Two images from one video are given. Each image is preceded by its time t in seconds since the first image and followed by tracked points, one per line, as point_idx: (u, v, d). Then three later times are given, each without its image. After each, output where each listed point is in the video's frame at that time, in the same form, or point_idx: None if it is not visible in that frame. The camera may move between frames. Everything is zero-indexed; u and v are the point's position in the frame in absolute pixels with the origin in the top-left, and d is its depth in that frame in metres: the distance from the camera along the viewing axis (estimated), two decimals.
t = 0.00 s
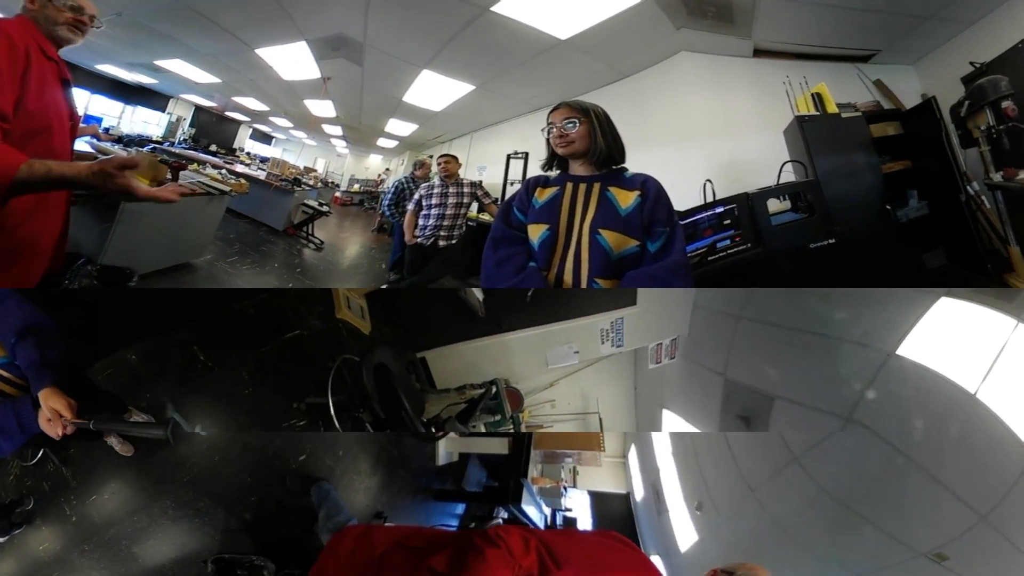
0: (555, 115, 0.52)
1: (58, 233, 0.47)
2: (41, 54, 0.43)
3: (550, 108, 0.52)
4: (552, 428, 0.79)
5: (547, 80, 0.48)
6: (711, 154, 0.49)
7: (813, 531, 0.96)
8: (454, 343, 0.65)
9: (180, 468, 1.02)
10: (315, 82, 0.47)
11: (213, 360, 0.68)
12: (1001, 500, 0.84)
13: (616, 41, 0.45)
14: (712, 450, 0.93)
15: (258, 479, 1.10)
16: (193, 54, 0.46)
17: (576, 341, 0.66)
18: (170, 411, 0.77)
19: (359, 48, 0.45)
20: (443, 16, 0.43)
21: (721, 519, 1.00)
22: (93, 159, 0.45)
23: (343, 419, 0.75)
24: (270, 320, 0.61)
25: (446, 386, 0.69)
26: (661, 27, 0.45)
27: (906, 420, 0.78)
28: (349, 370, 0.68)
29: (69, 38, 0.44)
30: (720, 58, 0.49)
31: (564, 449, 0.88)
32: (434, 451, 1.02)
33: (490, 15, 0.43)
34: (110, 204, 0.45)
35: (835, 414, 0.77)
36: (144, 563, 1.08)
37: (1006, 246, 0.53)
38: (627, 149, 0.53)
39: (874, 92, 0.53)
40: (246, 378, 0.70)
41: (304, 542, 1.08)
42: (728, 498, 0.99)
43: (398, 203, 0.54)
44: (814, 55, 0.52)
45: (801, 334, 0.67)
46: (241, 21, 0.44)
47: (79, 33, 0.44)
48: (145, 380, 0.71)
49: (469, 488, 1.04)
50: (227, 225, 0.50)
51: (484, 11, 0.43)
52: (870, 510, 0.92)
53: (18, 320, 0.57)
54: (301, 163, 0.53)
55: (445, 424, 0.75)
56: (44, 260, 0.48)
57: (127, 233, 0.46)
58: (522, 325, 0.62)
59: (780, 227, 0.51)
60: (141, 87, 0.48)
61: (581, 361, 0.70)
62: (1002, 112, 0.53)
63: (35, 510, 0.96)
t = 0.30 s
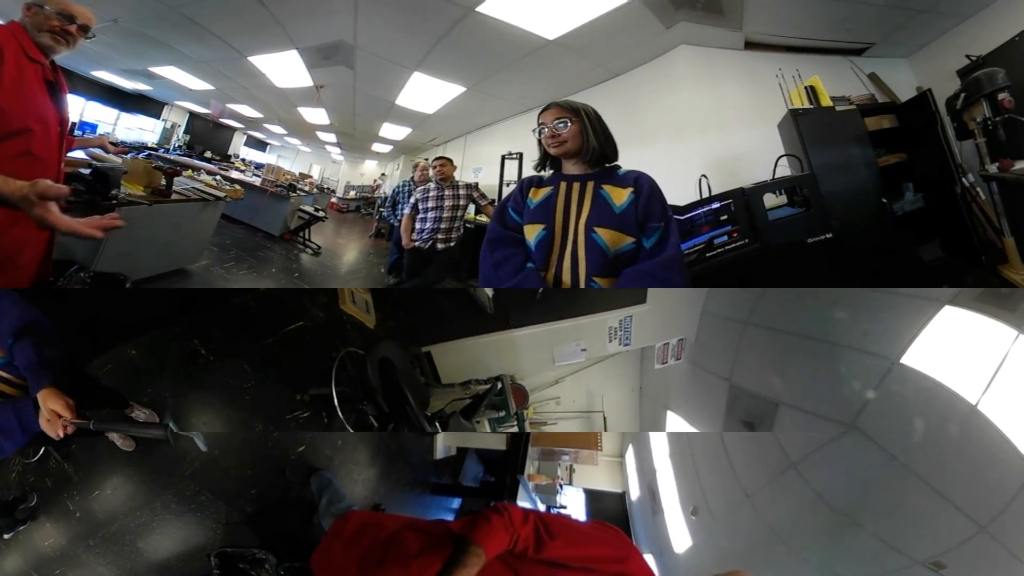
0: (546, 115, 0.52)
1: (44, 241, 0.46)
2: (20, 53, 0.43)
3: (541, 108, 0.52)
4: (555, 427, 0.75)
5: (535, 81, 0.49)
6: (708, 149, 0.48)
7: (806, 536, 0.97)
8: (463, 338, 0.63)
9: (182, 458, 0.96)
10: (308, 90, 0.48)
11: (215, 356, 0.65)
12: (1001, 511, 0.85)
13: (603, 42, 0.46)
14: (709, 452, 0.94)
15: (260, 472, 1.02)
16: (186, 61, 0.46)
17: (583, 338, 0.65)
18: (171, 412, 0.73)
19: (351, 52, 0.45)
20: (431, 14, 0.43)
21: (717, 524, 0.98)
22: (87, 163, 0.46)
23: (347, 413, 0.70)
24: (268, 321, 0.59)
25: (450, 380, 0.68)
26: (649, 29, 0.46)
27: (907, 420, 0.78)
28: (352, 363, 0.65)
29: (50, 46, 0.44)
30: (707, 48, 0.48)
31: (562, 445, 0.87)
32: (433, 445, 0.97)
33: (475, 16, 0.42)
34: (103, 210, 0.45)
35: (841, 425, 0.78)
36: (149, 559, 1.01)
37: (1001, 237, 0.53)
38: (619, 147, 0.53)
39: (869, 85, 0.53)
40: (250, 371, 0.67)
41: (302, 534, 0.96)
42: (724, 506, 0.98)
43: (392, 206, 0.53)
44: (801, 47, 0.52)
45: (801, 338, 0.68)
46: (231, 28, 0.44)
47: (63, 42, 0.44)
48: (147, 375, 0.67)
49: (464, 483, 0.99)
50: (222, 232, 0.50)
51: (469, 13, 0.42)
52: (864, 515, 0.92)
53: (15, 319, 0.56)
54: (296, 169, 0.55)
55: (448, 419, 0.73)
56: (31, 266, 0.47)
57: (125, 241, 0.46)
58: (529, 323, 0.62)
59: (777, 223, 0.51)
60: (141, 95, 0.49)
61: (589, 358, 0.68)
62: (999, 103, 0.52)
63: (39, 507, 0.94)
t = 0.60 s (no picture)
0: (540, 114, 0.52)
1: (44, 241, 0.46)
2: (22, 65, 0.42)
3: (535, 108, 0.52)
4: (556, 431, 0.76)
5: (534, 79, 0.49)
6: (709, 142, 0.48)
7: (803, 543, 0.95)
8: (469, 340, 0.65)
9: (180, 456, 0.91)
10: (308, 97, 0.48)
11: (217, 352, 0.66)
12: (1003, 518, 0.88)
13: (600, 39, 0.46)
14: (707, 464, 0.90)
15: (255, 467, 0.93)
16: (186, 68, 0.46)
17: (588, 345, 0.67)
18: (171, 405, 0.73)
19: (348, 57, 0.45)
20: (424, 15, 0.43)
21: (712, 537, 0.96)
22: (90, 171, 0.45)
23: (348, 414, 0.72)
24: (273, 316, 0.60)
25: (456, 383, 0.69)
26: (644, 26, 0.46)
27: (908, 420, 0.79)
28: (357, 363, 0.66)
29: (56, 61, 0.43)
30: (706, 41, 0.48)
31: (554, 451, 0.85)
32: (428, 446, 0.89)
33: (467, 16, 0.43)
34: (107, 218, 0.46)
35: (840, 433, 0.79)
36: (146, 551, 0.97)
37: (1003, 232, 0.52)
38: (614, 144, 0.53)
39: (872, 77, 0.52)
40: (252, 368, 0.68)
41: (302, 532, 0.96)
42: (719, 518, 0.95)
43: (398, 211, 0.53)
44: (807, 40, 0.51)
45: (797, 348, 0.70)
46: (230, 36, 0.44)
47: (69, 57, 0.43)
48: (146, 370, 0.68)
49: (458, 486, 0.95)
50: (226, 239, 0.50)
51: (461, 12, 0.42)
52: (865, 522, 0.91)
53: (14, 315, 0.57)
54: (299, 176, 0.53)
55: (451, 422, 0.74)
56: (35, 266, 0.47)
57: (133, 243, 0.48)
58: (536, 327, 0.62)
59: (780, 216, 0.51)
60: (142, 102, 0.49)
61: (593, 365, 0.69)
62: (1005, 94, 0.51)
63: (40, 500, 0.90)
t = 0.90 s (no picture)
0: (537, 116, 0.52)
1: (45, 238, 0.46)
2: (26, 71, 0.43)
3: (530, 111, 0.52)
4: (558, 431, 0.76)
5: (533, 78, 0.49)
6: (707, 142, 0.48)
7: (800, 544, 0.96)
8: (472, 338, 0.64)
9: (180, 455, 0.91)
10: (305, 100, 0.49)
11: (217, 351, 0.66)
12: (1006, 521, 0.88)
13: (598, 39, 0.45)
14: (709, 469, 0.91)
15: (253, 466, 0.94)
16: (185, 71, 0.47)
17: (591, 343, 0.66)
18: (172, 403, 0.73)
19: (347, 59, 0.45)
20: (419, 18, 0.43)
21: (710, 537, 0.97)
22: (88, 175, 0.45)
23: (349, 411, 0.72)
24: (274, 315, 0.60)
25: (455, 380, 0.69)
26: (643, 26, 0.45)
27: (908, 420, 0.79)
28: (356, 359, 0.66)
29: (55, 65, 0.43)
30: (707, 42, 0.48)
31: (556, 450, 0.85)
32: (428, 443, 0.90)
33: (463, 19, 0.42)
34: (106, 220, 0.46)
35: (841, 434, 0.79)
36: (149, 549, 0.98)
37: (1000, 229, 0.52)
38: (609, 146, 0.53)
39: (868, 76, 0.53)
40: (251, 366, 0.68)
41: (300, 529, 0.96)
42: (720, 518, 0.96)
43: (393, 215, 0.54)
44: (807, 37, 0.51)
45: (801, 349, 0.70)
46: (228, 38, 0.44)
47: (68, 61, 0.43)
48: (148, 369, 0.68)
49: (457, 483, 0.98)
50: (224, 240, 0.50)
51: (457, 14, 0.42)
52: (865, 523, 0.93)
53: (12, 316, 0.57)
54: (297, 178, 0.55)
55: (451, 420, 0.74)
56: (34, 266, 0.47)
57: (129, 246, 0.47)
58: (539, 324, 0.62)
59: (778, 217, 0.51)
60: (141, 104, 0.49)
61: (595, 363, 0.70)
62: (1003, 94, 0.51)
63: (42, 500, 0.90)
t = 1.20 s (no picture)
0: (541, 117, 0.53)
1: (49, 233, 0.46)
2: (28, 63, 0.43)
3: (536, 111, 0.53)
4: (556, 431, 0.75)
5: (538, 78, 0.48)
6: (709, 144, 0.48)
7: (805, 544, 0.95)
8: (466, 340, 0.64)
9: (179, 458, 0.88)
10: (308, 95, 0.48)
11: (217, 352, 0.65)
12: (1006, 515, 0.87)
13: (602, 40, 0.45)
14: (711, 464, 0.90)
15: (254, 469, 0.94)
16: (187, 66, 0.46)
17: (587, 343, 0.66)
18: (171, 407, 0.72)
19: (350, 56, 0.45)
20: (423, 16, 0.43)
21: (715, 533, 0.96)
22: (95, 168, 0.47)
23: (348, 415, 0.71)
24: (273, 318, 0.59)
25: (454, 382, 0.68)
26: (648, 26, 0.45)
27: (907, 420, 0.79)
28: (355, 365, 0.65)
29: (55, 59, 0.44)
30: (715, 47, 0.49)
31: (557, 450, 0.84)
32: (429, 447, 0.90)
33: (470, 18, 0.42)
34: (106, 214, 0.46)
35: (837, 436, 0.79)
36: (149, 553, 0.96)
37: (1003, 233, 0.52)
38: (613, 147, 0.53)
39: (871, 80, 0.54)
40: (250, 371, 0.68)
41: (301, 534, 0.96)
42: (723, 512, 0.94)
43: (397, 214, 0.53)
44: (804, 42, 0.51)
45: (803, 346, 0.69)
46: (232, 34, 0.44)
47: (67, 54, 0.44)
48: (148, 371, 0.67)
49: (461, 486, 0.98)
50: (225, 236, 0.49)
51: (465, 14, 0.42)
52: (864, 520, 0.92)
53: (13, 320, 0.57)
54: (299, 175, 0.54)
55: (450, 422, 0.73)
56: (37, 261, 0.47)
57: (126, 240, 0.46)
58: (535, 326, 0.62)
59: (779, 220, 0.51)
60: (142, 99, 0.49)
61: (592, 362, 0.69)
62: (1004, 98, 0.52)
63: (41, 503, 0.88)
